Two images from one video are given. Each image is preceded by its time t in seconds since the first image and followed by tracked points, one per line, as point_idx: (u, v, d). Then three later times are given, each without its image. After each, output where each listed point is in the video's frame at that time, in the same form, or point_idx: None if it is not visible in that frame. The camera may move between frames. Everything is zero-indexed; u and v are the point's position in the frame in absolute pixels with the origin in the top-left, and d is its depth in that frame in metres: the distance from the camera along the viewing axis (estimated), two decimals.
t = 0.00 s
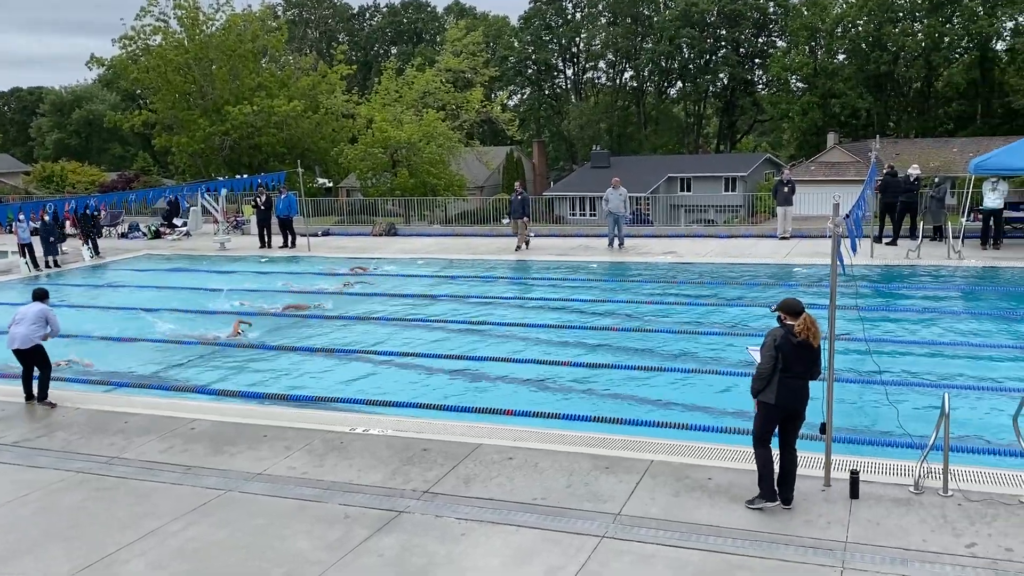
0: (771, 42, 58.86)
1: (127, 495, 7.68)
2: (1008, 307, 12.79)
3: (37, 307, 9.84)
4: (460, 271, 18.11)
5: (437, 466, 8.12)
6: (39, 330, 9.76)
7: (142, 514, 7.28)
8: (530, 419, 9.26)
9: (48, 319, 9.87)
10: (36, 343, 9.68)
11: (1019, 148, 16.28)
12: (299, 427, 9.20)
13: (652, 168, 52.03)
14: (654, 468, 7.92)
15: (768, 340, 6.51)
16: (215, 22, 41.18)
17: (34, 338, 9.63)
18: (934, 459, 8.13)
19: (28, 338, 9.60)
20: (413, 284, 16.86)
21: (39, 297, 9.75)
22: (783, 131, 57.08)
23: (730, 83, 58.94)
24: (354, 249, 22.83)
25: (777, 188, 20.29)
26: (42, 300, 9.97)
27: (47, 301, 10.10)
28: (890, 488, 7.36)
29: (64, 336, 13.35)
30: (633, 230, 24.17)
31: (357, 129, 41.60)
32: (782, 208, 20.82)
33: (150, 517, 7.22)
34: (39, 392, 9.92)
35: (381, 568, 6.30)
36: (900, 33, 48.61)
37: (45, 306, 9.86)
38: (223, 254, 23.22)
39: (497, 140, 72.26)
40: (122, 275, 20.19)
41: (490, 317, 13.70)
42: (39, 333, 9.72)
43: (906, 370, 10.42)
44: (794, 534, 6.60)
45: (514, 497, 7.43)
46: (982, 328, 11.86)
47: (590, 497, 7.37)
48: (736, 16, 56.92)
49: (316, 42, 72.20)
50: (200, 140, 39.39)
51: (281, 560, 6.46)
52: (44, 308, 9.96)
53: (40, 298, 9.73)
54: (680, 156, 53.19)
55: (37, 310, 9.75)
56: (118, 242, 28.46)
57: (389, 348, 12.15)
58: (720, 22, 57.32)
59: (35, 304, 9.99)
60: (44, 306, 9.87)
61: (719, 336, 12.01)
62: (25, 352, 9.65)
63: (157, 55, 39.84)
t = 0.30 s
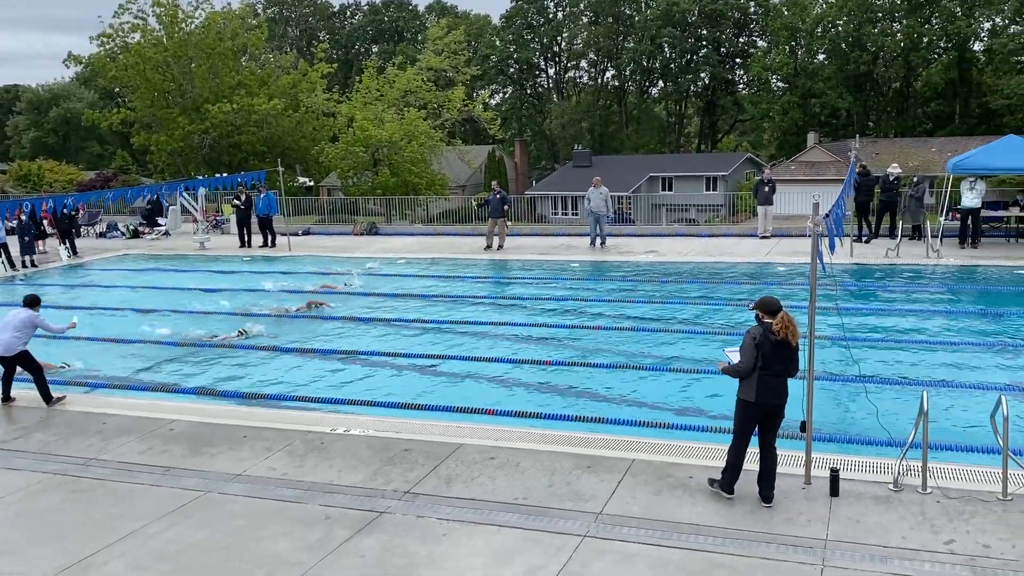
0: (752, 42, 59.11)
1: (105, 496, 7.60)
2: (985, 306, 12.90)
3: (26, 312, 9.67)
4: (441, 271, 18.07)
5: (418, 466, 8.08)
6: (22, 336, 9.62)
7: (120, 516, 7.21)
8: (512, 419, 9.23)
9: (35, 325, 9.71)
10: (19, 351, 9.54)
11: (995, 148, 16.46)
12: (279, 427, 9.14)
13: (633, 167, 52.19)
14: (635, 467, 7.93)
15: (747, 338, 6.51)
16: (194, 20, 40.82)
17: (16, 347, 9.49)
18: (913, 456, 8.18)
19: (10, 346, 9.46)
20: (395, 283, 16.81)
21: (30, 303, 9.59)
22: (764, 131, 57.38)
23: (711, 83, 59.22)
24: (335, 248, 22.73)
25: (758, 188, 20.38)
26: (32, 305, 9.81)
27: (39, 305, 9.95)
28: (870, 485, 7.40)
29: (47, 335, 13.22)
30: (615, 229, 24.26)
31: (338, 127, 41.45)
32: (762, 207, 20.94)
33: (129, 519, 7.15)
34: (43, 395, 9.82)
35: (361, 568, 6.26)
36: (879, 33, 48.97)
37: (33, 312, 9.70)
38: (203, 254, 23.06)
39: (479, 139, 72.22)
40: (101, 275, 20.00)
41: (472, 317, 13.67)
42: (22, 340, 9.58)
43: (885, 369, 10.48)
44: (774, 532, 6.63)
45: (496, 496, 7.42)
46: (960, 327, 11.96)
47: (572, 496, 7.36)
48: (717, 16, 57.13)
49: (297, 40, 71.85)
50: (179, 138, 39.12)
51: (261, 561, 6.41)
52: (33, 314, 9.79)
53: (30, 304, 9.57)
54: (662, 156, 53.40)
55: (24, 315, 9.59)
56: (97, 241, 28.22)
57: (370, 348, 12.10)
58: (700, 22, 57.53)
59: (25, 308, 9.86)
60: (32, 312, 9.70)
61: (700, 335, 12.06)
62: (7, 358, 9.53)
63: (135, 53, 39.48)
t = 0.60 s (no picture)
0: (733, 42, 59.39)
1: (85, 498, 7.54)
2: (964, 305, 13.03)
3: (24, 313, 9.54)
4: (424, 270, 18.04)
5: (401, 466, 8.06)
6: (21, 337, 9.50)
7: (100, 517, 7.15)
8: (495, 419, 9.22)
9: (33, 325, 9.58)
10: (22, 350, 9.49)
11: (973, 149, 16.65)
12: (261, 428, 9.09)
13: (616, 167, 52.28)
14: (618, 465, 7.94)
15: (720, 339, 6.54)
16: (175, 19, 40.53)
17: (19, 345, 9.42)
18: (893, 455, 8.23)
19: (14, 345, 9.38)
20: (378, 283, 16.76)
21: (26, 304, 9.44)
22: (745, 131, 57.67)
23: (693, 84, 59.46)
24: (317, 248, 22.67)
25: (739, 188, 20.50)
26: (30, 305, 9.67)
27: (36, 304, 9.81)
28: (851, 483, 7.44)
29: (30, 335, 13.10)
30: (598, 229, 24.35)
31: (320, 126, 41.31)
32: (744, 207, 21.04)
33: (109, 520, 7.10)
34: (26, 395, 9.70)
35: (343, 569, 6.24)
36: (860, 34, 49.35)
37: (29, 312, 9.55)
38: (183, 254, 22.93)
39: (462, 138, 72.14)
40: (81, 275, 19.84)
41: (455, 317, 13.66)
42: (22, 341, 9.47)
43: (865, 367, 10.56)
44: (755, 530, 6.67)
45: (478, 496, 7.41)
46: (939, 325, 12.07)
47: (554, 496, 7.37)
48: (699, 17, 57.35)
49: (279, 39, 71.50)
50: (160, 138, 38.85)
51: (242, 561, 6.38)
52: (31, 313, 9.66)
53: (26, 306, 9.42)
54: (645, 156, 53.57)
55: (21, 317, 9.44)
56: (76, 241, 27.99)
57: (353, 348, 12.06)
58: (682, 22, 57.72)
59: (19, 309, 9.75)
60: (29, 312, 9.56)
61: (682, 334, 12.10)
62: (10, 358, 9.46)
63: (115, 51, 39.15)
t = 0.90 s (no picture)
0: (715, 43, 59.70)
1: (64, 501, 7.45)
2: (943, 304, 13.14)
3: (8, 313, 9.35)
4: (407, 270, 18.00)
5: (383, 467, 8.04)
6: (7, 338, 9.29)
7: (79, 521, 7.07)
8: (478, 419, 9.21)
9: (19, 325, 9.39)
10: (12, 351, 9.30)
11: (953, 150, 16.78)
12: (243, 429, 9.03)
13: (599, 167, 52.36)
14: (601, 466, 7.94)
15: (689, 339, 6.58)
16: (155, 17, 40.26)
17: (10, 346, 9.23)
18: (875, 453, 8.28)
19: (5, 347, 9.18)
20: (361, 284, 16.69)
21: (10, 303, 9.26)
22: (727, 132, 57.97)
23: (675, 84, 59.69)
24: (299, 248, 22.57)
25: (721, 188, 20.58)
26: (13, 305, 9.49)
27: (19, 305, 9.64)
28: (832, 482, 7.49)
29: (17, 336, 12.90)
30: (581, 229, 24.40)
31: (302, 126, 41.16)
32: (726, 207, 21.14)
33: (88, 523, 7.02)
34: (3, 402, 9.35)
35: (325, 572, 6.21)
36: (841, 35, 49.75)
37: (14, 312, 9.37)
38: (164, 254, 22.76)
39: (445, 138, 72.05)
40: (60, 275, 19.64)
41: (438, 317, 13.63)
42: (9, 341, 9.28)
43: (845, 366, 10.64)
44: (737, 529, 6.68)
45: (460, 497, 7.40)
46: (919, 325, 12.17)
47: (537, 496, 7.37)
48: (681, 17, 57.59)
49: (261, 38, 71.13)
50: (141, 137, 38.57)
51: (223, 564, 6.33)
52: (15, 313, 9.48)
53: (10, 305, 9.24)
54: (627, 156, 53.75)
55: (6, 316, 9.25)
56: (55, 241, 27.74)
57: (335, 348, 12.01)
58: (665, 23, 57.96)
59: None
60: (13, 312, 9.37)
61: (665, 334, 12.12)
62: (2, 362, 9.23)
63: (95, 50, 38.88)
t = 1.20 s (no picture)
0: (699, 44, 59.95)
1: (45, 503, 7.40)
2: (923, 304, 13.23)
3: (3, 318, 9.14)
4: (391, 270, 17.98)
5: (367, 468, 8.01)
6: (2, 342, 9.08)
7: (61, 522, 7.02)
8: (462, 419, 9.19)
9: (13, 330, 9.19)
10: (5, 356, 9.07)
11: (935, 150, 16.89)
12: (226, 429, 9.00)
13: (584, 167, 52.40)
14: (585, 465, 7.95)
15: (661, 339, 6.66)
16: (137, 16, 40.01)
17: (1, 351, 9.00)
18: (858, 450, 8.33)
19: None
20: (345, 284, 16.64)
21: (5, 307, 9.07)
22: (711, 132, 58.16)
23: (660, 85, 59.89)
24: (283, 247, 22.49)
25: (705, 188, 20.67)
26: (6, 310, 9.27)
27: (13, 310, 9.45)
28: (815, 480, 7.52)
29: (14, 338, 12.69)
30: (566, 229, 24.44)
31: (285, 126, 41.01)
32: (709, 207, 21.24)
33: (69, 525, 6.97)
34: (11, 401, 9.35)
35: (308, 573, 6.18)
36: (824, 36, 50.04)
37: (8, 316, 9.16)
38: (147, 254, 22.60)
39: (430, 138, 71.94)
40: (41, 275, 19.47)
41: (423, 317, 13.62)
42: (4, 345, 9.07)
43: (826, 365, 10.69)
44: (721, 528, 6.71)
45: (445, 496, 7.39)
46: (899, 324, 12.25)
47: (522, 496, 7.37)
48: (665, 18, 57.83)
49: (244, 37, 70.79)
50: (122, 136, 38.27)
51: (206, 565, 6.30)
52: (9, 318, 9.28)
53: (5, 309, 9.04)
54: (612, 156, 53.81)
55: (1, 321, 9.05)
56: (36, 241, 27.49)
57: (319, 348, 11.97)
58: (649, 23, 58.14)
59: None
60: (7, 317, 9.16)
61: (649, 333, 12.15)
62: None
63: (76, 49, 38.59)
